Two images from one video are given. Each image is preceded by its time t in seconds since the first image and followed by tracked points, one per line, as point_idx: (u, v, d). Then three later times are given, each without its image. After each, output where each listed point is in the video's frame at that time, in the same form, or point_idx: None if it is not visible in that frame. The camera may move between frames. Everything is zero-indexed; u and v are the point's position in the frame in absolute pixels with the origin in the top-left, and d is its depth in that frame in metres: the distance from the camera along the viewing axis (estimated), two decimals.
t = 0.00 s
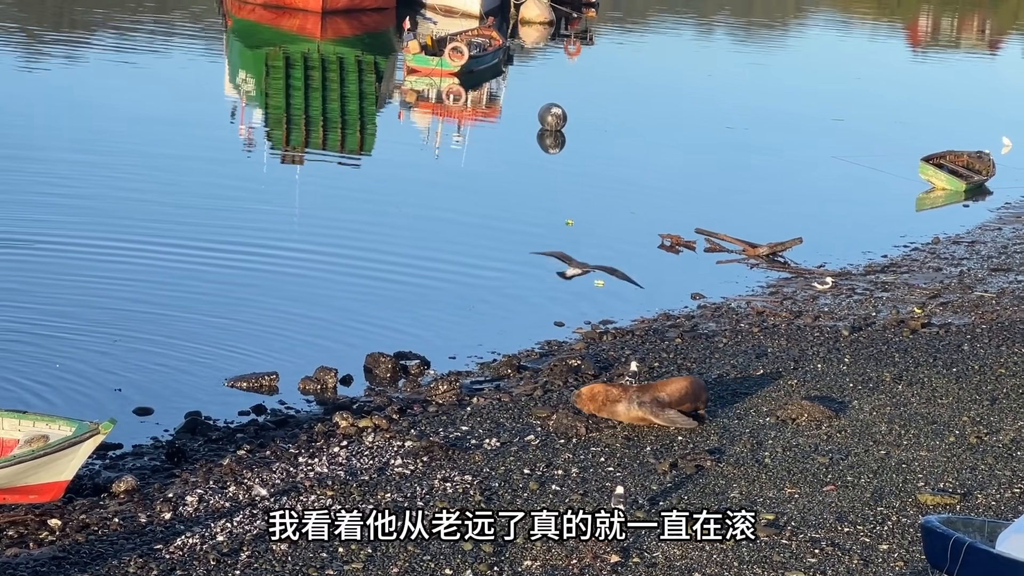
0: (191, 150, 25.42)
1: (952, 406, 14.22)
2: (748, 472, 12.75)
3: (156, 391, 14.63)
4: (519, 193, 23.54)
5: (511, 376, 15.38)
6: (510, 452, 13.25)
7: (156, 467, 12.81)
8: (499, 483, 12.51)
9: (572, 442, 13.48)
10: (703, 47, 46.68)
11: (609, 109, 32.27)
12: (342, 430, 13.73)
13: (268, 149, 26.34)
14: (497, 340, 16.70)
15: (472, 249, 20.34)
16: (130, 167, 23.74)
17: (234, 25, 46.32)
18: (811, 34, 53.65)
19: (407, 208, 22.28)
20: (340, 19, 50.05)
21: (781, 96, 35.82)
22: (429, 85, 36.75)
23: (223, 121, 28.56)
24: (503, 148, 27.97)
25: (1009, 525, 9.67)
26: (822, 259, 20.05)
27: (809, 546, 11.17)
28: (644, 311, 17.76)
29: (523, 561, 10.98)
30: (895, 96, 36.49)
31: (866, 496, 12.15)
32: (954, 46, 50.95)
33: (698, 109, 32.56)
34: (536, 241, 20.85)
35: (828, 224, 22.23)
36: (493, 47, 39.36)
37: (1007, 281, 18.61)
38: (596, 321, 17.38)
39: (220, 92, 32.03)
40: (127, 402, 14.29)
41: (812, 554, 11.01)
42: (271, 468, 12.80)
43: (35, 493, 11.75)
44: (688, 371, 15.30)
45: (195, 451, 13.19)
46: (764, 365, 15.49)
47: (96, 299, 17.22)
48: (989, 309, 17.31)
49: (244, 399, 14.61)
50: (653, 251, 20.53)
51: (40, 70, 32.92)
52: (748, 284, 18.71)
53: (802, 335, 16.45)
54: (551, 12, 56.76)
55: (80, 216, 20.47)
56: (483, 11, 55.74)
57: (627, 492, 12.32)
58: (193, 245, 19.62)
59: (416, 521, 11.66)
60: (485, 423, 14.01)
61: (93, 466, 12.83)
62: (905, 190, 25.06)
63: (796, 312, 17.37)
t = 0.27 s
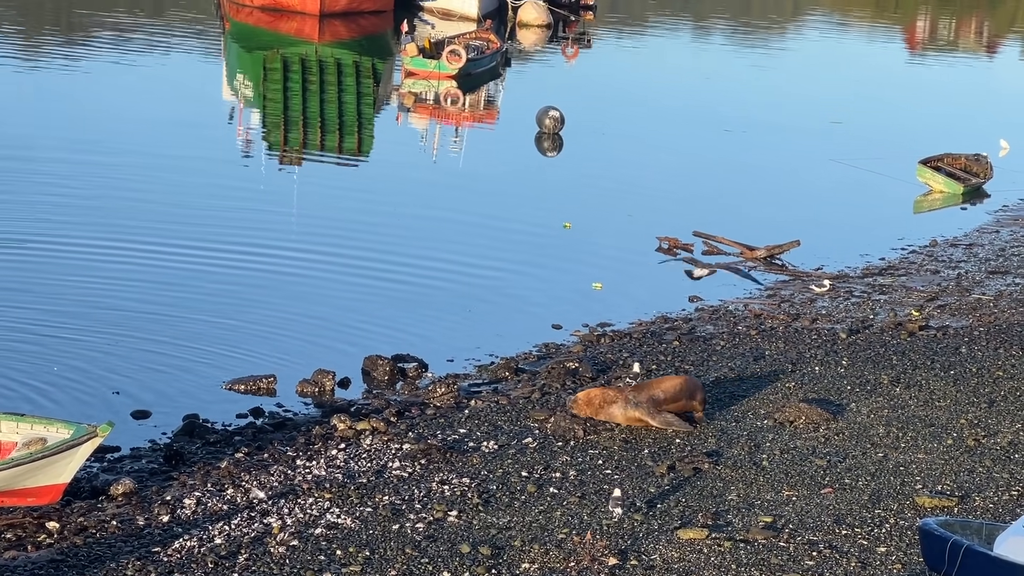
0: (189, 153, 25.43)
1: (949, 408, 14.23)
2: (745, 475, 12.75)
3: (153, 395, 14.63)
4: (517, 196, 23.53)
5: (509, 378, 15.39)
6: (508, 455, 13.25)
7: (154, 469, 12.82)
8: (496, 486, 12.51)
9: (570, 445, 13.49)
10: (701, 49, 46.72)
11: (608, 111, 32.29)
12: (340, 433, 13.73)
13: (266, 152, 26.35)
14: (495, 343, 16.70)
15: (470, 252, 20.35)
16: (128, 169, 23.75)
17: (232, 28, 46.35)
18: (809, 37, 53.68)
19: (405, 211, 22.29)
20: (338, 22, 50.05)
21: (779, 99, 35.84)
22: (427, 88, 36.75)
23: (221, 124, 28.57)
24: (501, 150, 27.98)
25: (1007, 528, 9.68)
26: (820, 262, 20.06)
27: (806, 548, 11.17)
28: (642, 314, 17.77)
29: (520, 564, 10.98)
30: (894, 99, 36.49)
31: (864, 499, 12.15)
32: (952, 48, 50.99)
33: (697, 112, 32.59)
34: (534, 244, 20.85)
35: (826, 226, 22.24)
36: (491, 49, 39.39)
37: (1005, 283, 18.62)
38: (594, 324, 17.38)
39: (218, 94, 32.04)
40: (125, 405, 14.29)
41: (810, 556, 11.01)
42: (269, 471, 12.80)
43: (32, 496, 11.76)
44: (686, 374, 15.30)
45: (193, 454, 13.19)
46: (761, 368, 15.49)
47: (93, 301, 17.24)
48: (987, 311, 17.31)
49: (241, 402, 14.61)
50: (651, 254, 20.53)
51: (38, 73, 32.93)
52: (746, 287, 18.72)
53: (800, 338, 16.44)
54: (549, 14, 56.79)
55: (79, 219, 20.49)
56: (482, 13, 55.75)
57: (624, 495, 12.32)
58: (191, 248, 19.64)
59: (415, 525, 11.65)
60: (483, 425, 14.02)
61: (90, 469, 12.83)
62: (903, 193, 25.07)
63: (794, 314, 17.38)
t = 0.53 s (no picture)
0: (187, 156, 25.43)
1: (948, 411, 14.24)
2: (744, 478, 12.75)
3: (152, 398, 14.62)
4: (516, 199, 23.53)
5: (508, 381, 15.39)
6: (507, 457, 13.26)
7: (153, 473, 12.82)
8: (495, 489, 12.51)
9: (568, 448, 13.49)
10: (700, 52, 46.75)
11: (606, 114, 32.31)
12: (339, 436, 13.73)
13: (264, 155, 26.35)
14: (493, 346, 16.70)
15: (468, 254, 20.36)
16: (127, 172, 23.75)
17: (231, 32, 46.35)
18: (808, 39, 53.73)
19: (404, 214, 22.29)
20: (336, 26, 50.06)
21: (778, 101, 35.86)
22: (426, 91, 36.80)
23: (220, 127, 28.57)
24: (500, 153, 27.97)
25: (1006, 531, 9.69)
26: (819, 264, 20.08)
27: (805, 551, 11.18)
28: (641, 317, 17.77)
29: (519, 567, 10.98)
30: (893, 102, 36.50)
31: (862, 501, 12.15)
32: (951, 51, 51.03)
33: (695, 115, 32.61)
34: (533, 247, 20.85)
35: (825, 229, 22.25)
36: (490, 53, 39.42)
37: (1003, 286, 18.64)
38: (592, 327, 17.38)
39: (217, 96, 32.03)
40: (123, 408, 14.29)
41: (808, 559, 11.01)
42: (268, 474, 12.79)
43: (31, 499, 11.78)
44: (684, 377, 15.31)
45: (192, 458, 13.19)
46: (760, 371, 15.49)
47: (93, 304, 17.24)
48: (985, 314, 17.31)
49: (240, 405, 14.60)
50: (650, 257, 20.54)
51: (37, 76, 32.93)
52: (745, 290, 18.72)
53: (799, 341, 16.45)
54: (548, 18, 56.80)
55: (77, 222, 20.49)
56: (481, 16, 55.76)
57: (623, 497, 12.32)
58: (190, 251, 19.66)
59: (414, 528, 11.65)
60: (482, 428, 14.02)
61: (89, 472, 12.83)
62: (902, 196, 25.09)
63: (793, 317, 17.38)
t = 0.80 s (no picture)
0: (186, 159, 25.43)
1: (948, 413, 14.25)
2: (744, 481, 12.76)
3: (151, 401, 14.61)
4: (515, 202, 23.54)
5: (507, 384, 15.38)
6: (506, 460, 13.25)
7: (153, 476, 12.81)
8: (495, 492, 12.51)
9: (568, 450, 13.50)
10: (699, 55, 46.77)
11: (605, 117, 32.33)
12: (339, 439, 13.72)
13: (263, 158, 26.34)
14: (493, 349, 16.69)
15: (468, 257, 20.36)
16: (126, 175, 23.75)
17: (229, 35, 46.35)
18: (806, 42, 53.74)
19: (404, 217, 22.28)
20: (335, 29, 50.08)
21: (777, 104, 35.86)
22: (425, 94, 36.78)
23: (219, 130, 28.57)
24: (499, 156, 27.97)
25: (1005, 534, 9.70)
26: (818, 267, 20.08)
27: (805, 554, 11.18)
28: (640, 320, 17.76)
29: (519, 570, 10.97)
30: (892, 105, 36.52)
31: (862, 504, 12.15)
32: (949, 53, 51.06)
33: (694, 118, 32.63)
34: (532, 250, 20.85)
35: (824, 232, 22.25)
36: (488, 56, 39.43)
37: (1002, 289, 18.64)
38: (592, 330, 17.38)
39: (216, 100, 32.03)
40: (123, 412, 14.28)
41: (808, 562, 11.02)
42: (268, 478, 12.78)
43: (31, 503, 11.77)
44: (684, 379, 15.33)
45: (192, 461, 13.18)
46: (759, 374, 15.49)
47: (93, 307, 17.25)
48: (985, 317, 17.32)
49: (239, 408, 14.59)
50: (649, 260, 20.54)
51: (36, 79, 32.93)
52: (744, 292, 18.73)
53: (799, 344, 16.46)
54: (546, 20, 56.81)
55: (77, 225, 20.49)
56: (479, 19, 55.77)
57: (623, 500, 12.32)
58: (190, 254, 19.67)
59: (414, 531, 11.65)
60: (482, 431, 14.01)
61: (89, 476, 12.82)
62: (900, 198, 25.10)
63: (792, 320, 17.39)
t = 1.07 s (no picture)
0: (187, 163, 25.42)
1: (949, 417, 14.21)
2: (744, 485, 12.72)
3: (151, 406, 14.59)
4: (515, 206, 23.51)
5: (508, 389, 15.36)
6: (507, 465, 13.23)
7: (153, 481, 12.80)
8: (495, 497, 12.49)
9: (568, 455, 13.48)
10: (700, 59, 46.77)
11: (607, 120, 32.31)
12: (339, 444, 13.71)
13: (264, 162, 26.33)
14: (493, 354, 16.67)
15: (469, 260, 20.35)
16: (127, 180, 23.73)
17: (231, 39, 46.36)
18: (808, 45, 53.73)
19: (404, 220, 22.26)
20: (336, 32, 50.15)
21: (777, 108, 35.85)
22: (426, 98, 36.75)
23: (220, 134, 28.55)
24: (500, 160, 27.94)
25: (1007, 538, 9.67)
26: (819, 271, 20.05)
27: (806, 558, 11.15)
28: (641, 323, 17.74)
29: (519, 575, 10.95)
30: (893, 108, 36.48)
31: (863, 509, 12.12)
32: (951, 57, 51.05)
33: (695, 121, 32.62)
34: (533, 254, 20.83)
35: (825, 235, 22.23)
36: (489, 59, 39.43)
37: (1004, 292, 18.61)
38: (593, 334, 17.36)
39: (217, 104, 32.04)
40: (123, 416, 14.26)
41: (810, 567, 10.99)
42: (268, 482, 12.77)
43: (31, 508, 11.74)
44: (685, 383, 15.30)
45: (192, 466, 13.17)
46: (760, 378, 15.46)
47: (93, 311, 17.24)
48: (986, 321, 17.29)
49: (240, 413, 14.58)
50: (650, 263, 20.52)
51: (37, 83, 32.93)
52: (745, 296, 18.70)
53: (799, 348, 16.43)
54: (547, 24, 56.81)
55: (77, 230, 20.49)
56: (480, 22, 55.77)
57: (623, 505, 12.30)
58: (191, 258, 19.67)
59: (414, 536, 11.63)
60: (481, 436, 13.99)
61: (89, 480, 12.81)
62: (902, 202, 25.06)
63: (793, 324, 17.36)
